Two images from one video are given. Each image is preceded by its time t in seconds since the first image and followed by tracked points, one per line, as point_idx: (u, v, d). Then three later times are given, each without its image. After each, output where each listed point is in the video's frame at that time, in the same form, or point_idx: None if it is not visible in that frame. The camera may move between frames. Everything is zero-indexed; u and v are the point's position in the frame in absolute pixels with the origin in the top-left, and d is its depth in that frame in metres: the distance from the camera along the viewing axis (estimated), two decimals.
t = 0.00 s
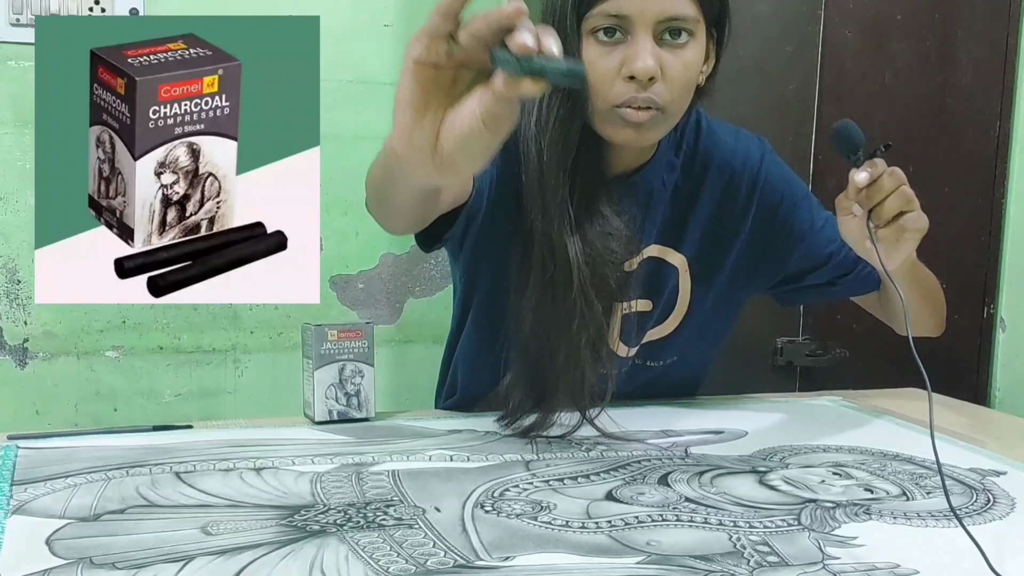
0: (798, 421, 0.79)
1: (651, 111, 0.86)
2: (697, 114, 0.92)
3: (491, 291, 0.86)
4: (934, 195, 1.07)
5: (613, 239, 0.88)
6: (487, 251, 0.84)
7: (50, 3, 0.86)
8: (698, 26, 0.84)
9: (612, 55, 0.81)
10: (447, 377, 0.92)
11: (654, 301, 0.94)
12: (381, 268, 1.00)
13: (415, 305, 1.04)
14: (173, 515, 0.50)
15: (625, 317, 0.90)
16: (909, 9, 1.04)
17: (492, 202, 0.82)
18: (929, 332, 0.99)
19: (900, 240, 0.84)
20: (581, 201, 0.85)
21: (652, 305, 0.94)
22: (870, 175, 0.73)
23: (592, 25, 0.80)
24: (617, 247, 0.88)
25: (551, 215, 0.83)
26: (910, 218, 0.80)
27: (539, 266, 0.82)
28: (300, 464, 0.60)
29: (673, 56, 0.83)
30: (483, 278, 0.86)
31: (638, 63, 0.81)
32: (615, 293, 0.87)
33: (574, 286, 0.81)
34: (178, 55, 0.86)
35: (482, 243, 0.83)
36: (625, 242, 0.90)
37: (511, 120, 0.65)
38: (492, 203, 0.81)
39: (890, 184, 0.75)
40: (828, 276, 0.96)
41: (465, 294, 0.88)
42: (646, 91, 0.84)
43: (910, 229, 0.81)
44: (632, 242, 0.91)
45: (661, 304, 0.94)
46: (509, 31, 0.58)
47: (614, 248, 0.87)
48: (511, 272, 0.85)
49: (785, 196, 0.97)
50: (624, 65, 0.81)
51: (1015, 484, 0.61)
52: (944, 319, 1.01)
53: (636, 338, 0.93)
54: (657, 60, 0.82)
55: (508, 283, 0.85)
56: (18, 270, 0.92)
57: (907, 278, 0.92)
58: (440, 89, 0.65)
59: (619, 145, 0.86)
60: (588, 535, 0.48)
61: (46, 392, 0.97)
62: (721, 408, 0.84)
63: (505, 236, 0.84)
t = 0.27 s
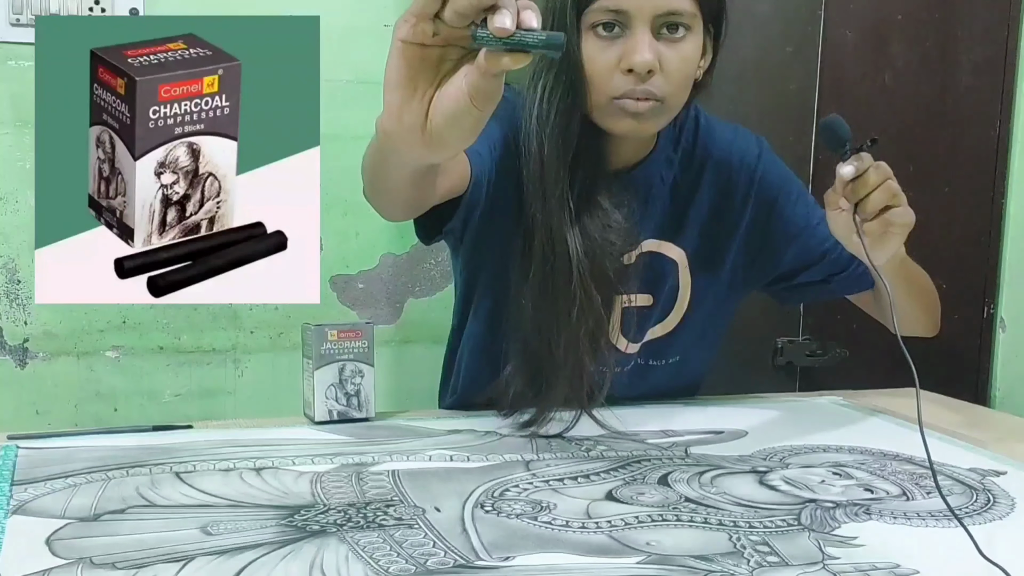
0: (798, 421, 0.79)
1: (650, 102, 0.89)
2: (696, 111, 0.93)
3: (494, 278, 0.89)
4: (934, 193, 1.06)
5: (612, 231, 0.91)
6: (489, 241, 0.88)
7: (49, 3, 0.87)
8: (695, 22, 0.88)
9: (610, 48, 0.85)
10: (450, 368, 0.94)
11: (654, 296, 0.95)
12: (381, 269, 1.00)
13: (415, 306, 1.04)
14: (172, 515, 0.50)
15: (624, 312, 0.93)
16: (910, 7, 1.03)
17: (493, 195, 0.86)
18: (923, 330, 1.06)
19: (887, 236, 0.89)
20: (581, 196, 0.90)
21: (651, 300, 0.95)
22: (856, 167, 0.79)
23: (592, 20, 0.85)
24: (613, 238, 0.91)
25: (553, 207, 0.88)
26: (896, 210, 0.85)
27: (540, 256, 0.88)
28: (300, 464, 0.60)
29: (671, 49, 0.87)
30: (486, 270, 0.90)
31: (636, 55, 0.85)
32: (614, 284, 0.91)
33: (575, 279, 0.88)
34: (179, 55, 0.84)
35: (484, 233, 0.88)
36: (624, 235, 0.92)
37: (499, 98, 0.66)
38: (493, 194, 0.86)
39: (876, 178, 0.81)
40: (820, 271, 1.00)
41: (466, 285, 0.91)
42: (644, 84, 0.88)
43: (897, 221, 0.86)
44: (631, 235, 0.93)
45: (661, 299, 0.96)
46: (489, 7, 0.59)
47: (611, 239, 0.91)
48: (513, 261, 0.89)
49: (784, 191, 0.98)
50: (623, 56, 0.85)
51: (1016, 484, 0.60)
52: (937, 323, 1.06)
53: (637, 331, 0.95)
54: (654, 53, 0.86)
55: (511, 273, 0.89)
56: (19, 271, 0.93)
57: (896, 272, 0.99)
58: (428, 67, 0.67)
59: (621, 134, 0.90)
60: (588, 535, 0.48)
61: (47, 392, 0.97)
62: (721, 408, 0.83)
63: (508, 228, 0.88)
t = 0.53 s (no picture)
0: (797, 420, 0.79)
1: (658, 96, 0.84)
2: (695, 107, 0.95)
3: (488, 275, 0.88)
4: (932, 196, 1.06)
5: (610, 224, 0.84)
6: (484, 234, 0.86)
7: (49, 3, 0.88)
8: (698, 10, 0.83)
9: (611, 41, 0.76)
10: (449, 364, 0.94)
11: (652, 292, 0.91)
12: (381, 268, 1.05)
13: (414, 305, 1.07)
14: (173, 515, 0.50)
15: (621, 302, 0.89)
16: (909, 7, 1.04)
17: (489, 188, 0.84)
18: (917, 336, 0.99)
19: (874, 227, 0.81)
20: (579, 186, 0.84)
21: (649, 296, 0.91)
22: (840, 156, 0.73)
23: (594, 12, 0.76)
24: (616, 233, 0.84)
25: (553, 193, 0.80)
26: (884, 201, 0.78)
27: (538, 247, 0.81)
28: (300, 464, 0.60)
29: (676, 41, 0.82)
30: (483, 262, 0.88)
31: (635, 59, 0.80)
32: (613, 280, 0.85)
33: (574, 269, 0.80)
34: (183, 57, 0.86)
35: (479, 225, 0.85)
36: (622, 227, 0.85)
37: (515, 58, 0.60)
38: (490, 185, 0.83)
39: (859, 167, 0.74)
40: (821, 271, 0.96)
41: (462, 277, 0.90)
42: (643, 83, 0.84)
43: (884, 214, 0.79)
44: (630, 228, 0.87)
45: (659, 296, 0.92)
46: None
47: (614, 234, 0.84)
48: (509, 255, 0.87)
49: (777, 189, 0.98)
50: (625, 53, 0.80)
51: (1016, 484, 0.60)
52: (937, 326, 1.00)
53: (632, 327, 0.91)
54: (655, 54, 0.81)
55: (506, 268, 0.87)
56: (19, 270, 0.93)
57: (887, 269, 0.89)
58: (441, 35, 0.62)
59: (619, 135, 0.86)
60: (588, 535, 0.48)
61: (47, 392, 0.96)
62: (722, 407, 0.83)
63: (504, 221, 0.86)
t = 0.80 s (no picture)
0: (797, 420, 0.79)
1: (655, 88, 0.90)
2: (696, 107, 0.94)
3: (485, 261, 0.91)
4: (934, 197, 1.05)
5: (610, 219, 0.92)
6: (476, 222, 0.90)
7: (49, 2, 0.86)
8: (700, 13, 0.89)
9: (618, 35, 0.86)
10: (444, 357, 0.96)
11: (649, 291, 0.96)
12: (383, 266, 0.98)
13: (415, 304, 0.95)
14: (172, 515, 0.50)
15: (620, 298, 0.94)
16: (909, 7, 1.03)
17: (485, 177, 0.88)
18: (914, 335, 1.05)
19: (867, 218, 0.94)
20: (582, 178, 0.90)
21: (647, 295, 0.96)
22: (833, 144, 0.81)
23: (602, 7, 0.85)
24: (615, 229, 0.93)
25: (557, 190, 0.89)
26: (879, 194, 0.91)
27: (542, 238, 0.90)
28: (300, 464, 0.60)
29: (679, 38, 0.88)
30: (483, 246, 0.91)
31: (644, 43, 0.86)
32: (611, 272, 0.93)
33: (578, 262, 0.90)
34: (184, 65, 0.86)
35: (469, 213, 0.89)
36: (620, 223, 0.93)
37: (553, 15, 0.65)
38: (484, 174, 0.88)
39: (853, 157, 0.83)
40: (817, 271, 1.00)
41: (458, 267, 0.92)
42: (650, 69, 0.89)
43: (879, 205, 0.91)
44: (626, 223, 0.93)
45: (657, 296, 0.96)
46: None
47: (612, 229, 0.92)
48: (508, 243, 0.90)
49: (775, 192, 0.99)
50: (633, 43, 0.86)
51: (1016, 484, 0.60)
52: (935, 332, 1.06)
53: (630, 323, 0.96)
54: (663, 41, 0.87)
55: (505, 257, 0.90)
56: (18, 271, 0.93)
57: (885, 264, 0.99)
58: None
59: (621, 127, 0.91)
60: (588, 535, 0.48)
61: (47, 392, 0.97)
62: (721, 408, 0.84)
63: (500, 209, 0.89)
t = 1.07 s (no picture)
0: (797, 420, 0.79)
1: (651, 102, 0.91)
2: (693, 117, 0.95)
3: (486, 272, 0.91)
4: (935, 198, 1.05)
5: (607, 230, 0.93)
6: (475, 233, 0.90)
7: (48, 1, 0.78)
8: (695, 26, 0.90)
9: (614, 49, 0.88)
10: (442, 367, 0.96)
11: (649, 299, 0.96)
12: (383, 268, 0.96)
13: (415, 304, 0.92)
14: (173, 515, 0.50)
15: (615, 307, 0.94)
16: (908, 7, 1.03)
17: (482, 189, 0.88)
18: (918, 339, 1.05)
19: (863, 231, 0.96)
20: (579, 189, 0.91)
21: (643, 304, 0.95)
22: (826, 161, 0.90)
23: (598, 20, 0.86)
24: (613, 240, 0.93)
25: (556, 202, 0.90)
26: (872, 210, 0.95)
27: (543, 249, 0.90)
28: (300, 464, 0.60)
29: (673, 52, 0.89)
30: (483, 258, 0.90)
31: (639, 58, 0.88)
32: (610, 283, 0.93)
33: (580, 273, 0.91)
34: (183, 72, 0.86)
35: (472, 223, 0.89)
36: (618, 233, 0.94)
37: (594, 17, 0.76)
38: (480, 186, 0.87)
39: (848, 171, 0.91)
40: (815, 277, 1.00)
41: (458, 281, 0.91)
42: (645, 84, 0.90)
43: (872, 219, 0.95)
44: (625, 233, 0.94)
45: (655, 304, 0.96)
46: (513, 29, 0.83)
47: (609, 239, 0.93)
48: (507, 256, 0.90)
49: (773, 200, 0.98)
50: (628, 58, 0.88)
51: (1016, 484, 0.60)
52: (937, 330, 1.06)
53: (629, 333, 0.95)
54: (657, 55, 0.89)
55: (504, 269, 0.90)
56: (18, 271, 0.93)
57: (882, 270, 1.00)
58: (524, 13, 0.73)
59: (617, 140, 0.92)
60: (588, 535, 0.48)
61: (46, 392, 0.96)
62: (721, 407, 0.84)
63: (500, 220, 0.89)
